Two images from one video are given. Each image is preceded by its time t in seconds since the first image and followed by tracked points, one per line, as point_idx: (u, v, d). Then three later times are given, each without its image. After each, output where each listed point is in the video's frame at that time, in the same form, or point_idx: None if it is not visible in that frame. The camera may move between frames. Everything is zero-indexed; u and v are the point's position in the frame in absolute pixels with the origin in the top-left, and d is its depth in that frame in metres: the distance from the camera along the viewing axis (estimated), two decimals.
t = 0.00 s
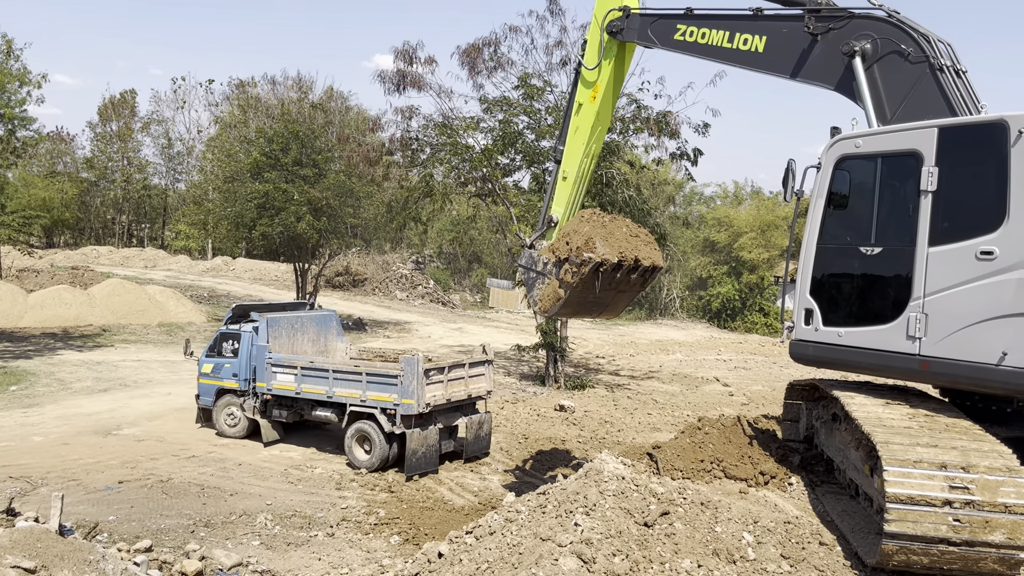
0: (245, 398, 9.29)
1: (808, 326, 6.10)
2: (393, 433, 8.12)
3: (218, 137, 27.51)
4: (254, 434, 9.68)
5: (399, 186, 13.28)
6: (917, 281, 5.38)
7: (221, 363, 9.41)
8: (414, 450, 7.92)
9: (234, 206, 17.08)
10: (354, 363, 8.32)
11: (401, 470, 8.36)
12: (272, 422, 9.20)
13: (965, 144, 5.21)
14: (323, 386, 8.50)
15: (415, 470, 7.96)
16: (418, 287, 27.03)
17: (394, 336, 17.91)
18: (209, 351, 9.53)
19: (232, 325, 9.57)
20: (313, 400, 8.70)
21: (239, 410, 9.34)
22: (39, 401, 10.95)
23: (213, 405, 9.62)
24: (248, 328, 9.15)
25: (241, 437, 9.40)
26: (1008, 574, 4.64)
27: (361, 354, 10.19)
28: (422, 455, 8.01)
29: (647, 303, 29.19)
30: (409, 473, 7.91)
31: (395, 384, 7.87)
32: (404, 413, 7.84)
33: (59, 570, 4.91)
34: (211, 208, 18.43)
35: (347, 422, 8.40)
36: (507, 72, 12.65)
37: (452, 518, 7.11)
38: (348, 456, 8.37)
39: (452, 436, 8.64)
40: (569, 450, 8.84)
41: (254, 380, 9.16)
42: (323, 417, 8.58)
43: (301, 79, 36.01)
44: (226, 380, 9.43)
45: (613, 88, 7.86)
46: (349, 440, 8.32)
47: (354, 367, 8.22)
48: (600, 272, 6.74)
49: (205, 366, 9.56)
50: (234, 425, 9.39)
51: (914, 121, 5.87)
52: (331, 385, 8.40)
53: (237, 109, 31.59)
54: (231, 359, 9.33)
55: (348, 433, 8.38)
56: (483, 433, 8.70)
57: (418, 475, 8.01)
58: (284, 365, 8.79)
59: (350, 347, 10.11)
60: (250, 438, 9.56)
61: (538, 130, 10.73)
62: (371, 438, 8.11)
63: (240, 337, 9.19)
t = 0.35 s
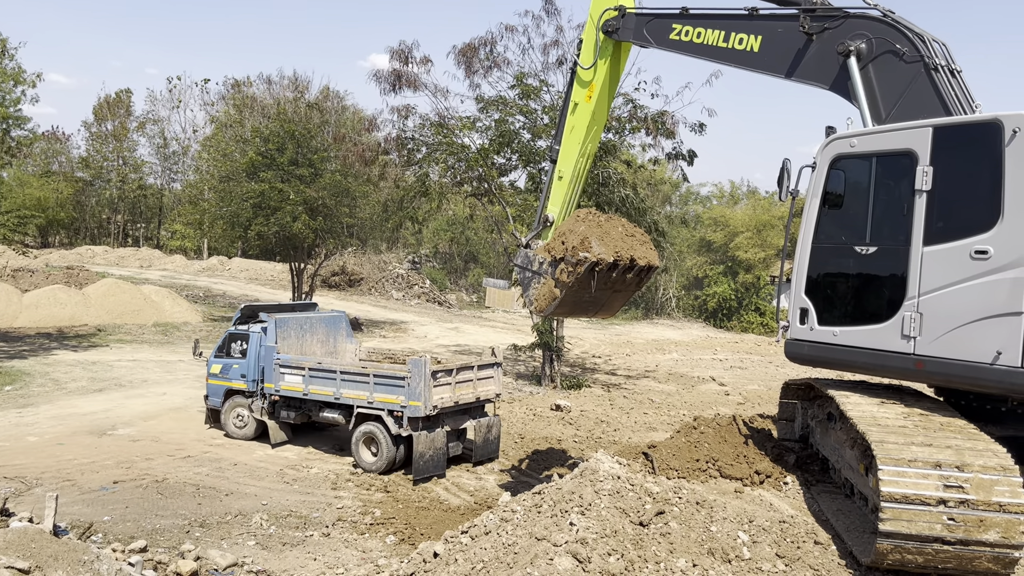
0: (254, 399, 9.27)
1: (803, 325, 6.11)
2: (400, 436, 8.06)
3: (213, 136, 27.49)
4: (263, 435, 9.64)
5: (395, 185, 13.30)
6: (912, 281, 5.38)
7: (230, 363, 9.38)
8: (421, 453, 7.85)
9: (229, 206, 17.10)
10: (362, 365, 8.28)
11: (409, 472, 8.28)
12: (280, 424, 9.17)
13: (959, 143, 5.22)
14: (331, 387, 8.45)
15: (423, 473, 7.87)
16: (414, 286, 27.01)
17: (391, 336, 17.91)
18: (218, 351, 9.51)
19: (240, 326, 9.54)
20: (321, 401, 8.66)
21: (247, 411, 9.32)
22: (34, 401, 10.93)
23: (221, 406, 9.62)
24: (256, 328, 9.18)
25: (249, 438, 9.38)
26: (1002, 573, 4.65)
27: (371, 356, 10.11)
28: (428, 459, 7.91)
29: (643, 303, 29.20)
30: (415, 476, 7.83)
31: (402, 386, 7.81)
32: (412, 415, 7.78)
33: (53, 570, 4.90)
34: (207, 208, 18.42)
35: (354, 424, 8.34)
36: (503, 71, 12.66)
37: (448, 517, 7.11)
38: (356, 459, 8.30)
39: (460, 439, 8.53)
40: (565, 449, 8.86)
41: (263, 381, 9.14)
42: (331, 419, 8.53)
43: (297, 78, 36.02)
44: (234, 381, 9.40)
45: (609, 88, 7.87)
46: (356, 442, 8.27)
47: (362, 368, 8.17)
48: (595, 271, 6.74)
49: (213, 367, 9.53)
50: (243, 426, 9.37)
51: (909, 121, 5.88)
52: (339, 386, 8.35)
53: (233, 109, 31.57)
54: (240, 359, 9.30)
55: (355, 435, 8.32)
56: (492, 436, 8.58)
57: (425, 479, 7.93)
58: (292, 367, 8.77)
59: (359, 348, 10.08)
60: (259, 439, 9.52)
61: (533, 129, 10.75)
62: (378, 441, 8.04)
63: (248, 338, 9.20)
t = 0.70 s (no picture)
0: (259, 401, 9.23)
1: (796, 325, 6.12)
2: (405, 438, 7.96)
3: (206, 137, 27.43)
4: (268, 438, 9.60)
5: (388, 186, 13.29)
6: (905, 280, 5.40)
7: (236, 365, 9.37)
8: (425, 456, 7.71)
9: (222, 206, 17.07)
10: (367, 367, 8.20)
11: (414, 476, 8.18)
12: (286, 426, 9.15)
13: (951, 143, 5.24)
14: (336, 389, 8.38)
15: (427, 476, 7.73)
16: (408, 287, 27.02)
17: (385, 337, 17.90)
18: (225, 353, 9.51)
19: (248, 327, 9.54)
20: (326, 404, 8.61)
21: (253, 413, 9.28)
22: (26, 403, 10.89)
23: (227, 408, 9.59)
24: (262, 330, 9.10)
25: (255, 441, 9.32)
26: (995, 571, 4.66)
27: (378, 359, 10.03)
28: (432, 461, 7.78)
29: (638, 303, 29.21)
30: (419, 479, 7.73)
31: (407, 389, 7.74)
32: (417, 418, 7.71)
33: (45, 573, 4.89)
34: (200, 208, 18.36)
35: (359, 426, 8.27)
36: (497, 71, 12.66)
37: (443, 518, 7.11)
38: (360, 462, 8.25)
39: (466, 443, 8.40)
40: (559, 449, 8.87)
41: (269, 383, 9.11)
42: (336, 421, 8.48)
43: (290, 78, 35.94)
44: (241, 383, 9.39)
45: (602, 88, 7.87)
46: (361, 445, 8.22)
47: (367, 371, 8.10)
48: (589, 271, 6.74)
49: (220, 369, 9.52)
50: (248, 429, 9.33)
51: (901, 121, 5.90)
52: (344, 389, 8.29)
53: (226, 109, 31.50)
54: (246, 361, 9.28)
55: (360, 438, 8.26)
56: (499, 441, 8.45)
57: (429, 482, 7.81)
58: (297, 368, 8.71)
59: (366, 351, 10.02)
60: (264, 442, 9.49)
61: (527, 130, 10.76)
62: (382, 443, 7.99)
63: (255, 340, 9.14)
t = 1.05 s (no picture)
0: (262, 405, 9.20)
1: (788, 325, 6.13)
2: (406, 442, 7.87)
3: (198, 139, 27.36)
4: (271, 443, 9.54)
5: (381, 188, 13.31)
6: (895, 280, 5.42)
7: (239, 369, 9.35)
8: (428, 461, 7.59)
9: (213, 208, 17.02)
10: (369, 370, 8.16)
11: (416, 480, 8.07)
12: (289, 431, 9.12)
13: (940, 144, 5.27)
14: (338, 393, 8.34)
15: (429, 481, 7.62)
16: (400, 288, 27.01)
17: (377, 338, 17.88)
18: (229, 357, 9.52)
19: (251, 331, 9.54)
20: (328, 408, 8.55)
21: (256, 417, 9.24)
22: (16, 407, 10.83)
23: (231, 412, 9.57)
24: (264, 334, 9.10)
25: (257, 446, 9.28)
26: (986, 570, 4.68)
27: (383, 362, 9.95)
28: (434, 466, 7.66)
29: (630, 304, 29.26)
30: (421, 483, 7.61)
31: (409, 392, 7.68)
32: (418, 422, 7.63)
33: None
34: (191, 211, 18.31)
35: (361, 431, 8.21)
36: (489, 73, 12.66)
37: (435, 520, 7.11)
38: (362, 467, 8.18)
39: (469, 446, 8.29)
40: (552, 451, 8.89)
41: (271, 387, 9.07)
42: (338, 425, 8.41)
43: (282, 80, 35.87)
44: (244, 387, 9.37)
45: (594, 89, 7.87)
46: (363, 448, 8.16)
47: (369, 374, 8.06)
48: (581, 273, 6.75)
49: (224, 373, 9.53)
50: (252, 433, 9.27)
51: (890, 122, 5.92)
52: (346, 393, 8.24)
53: (217, 111, 31.43)
54: (249, 365, 9.27)
55: (361, 442, 8.20)
56: (502, 445, 8.35)
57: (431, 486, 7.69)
58: (300, 372, 8.68)
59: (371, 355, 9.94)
60: (268, 447, 9.44)
61: (519, 131, 10.78)
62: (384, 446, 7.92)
63: (258, 343, 9.15)
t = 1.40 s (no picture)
0: (261, 409, 9.16)
1: (777, 327, 6.14)
2: (405, 446, 7.82)
3: (187, 141, 27.28)
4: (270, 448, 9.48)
5: (370, 190, 13.32)
6: (883, 281, 5.44)
7: (238, 373, 9.32)
8: (427, 465, 7.54)
9: (202, 211, 16.94)
10: (368, 374, 8.11)
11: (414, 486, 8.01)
12: (289, 435, 9.06)
13: (927, 146, 5.29)
14: (337, 397, 8.30)
15: (429, 486, 7.54)
16: (390, 291, 26.94)
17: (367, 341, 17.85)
18: (229, 361, 9.49)
19: (250, 334, 9.52)
20: (328, 412, 8.51)
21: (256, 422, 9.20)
22: (3, 412, 10.75)
23: (230, 417, 9.52)
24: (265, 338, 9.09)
25: (257, 450, 9.23)
26: (974, 569, 4.70)
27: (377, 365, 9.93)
28: (434, 470, 7.60)
29: (620, 305, 29.29)
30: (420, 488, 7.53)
31: (408, 396, 7.61)
32: (417, 426, 7.55)
33: None
34: (179, 214, 18.24)
35: (361, 435, 8.17)
36: (479, 76, 12.66)
37: (426, 523, 7.09)
38: (361, 472, 8.11)
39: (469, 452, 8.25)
40: (543, 453, 8.90)
41: (271, 391, 9.03)
42: (338, 429, 8.35)
43: (271, 82, 35.81)
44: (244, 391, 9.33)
45: (583, 92, 7.87)
46: (363, 452, 8.10)
47: (368, 378, 8.00)
48: (571, 275, 6.75)
49: (223, 377, 9.50)
50: (251, 438, 9.22)
51: (877, 124, 5.95)
52: (346, 396, 8.19)
53: (206, 114, 31.35)
54: (248, 369, 9.24)
55: (361, 446, 8.14)
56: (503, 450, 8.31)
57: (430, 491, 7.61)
58: (299, 376, 8.65)
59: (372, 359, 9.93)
60: (268, 451, 9.39)
61: (508, 133, 10.79)
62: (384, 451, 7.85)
63: (258, 347, 9.13)
